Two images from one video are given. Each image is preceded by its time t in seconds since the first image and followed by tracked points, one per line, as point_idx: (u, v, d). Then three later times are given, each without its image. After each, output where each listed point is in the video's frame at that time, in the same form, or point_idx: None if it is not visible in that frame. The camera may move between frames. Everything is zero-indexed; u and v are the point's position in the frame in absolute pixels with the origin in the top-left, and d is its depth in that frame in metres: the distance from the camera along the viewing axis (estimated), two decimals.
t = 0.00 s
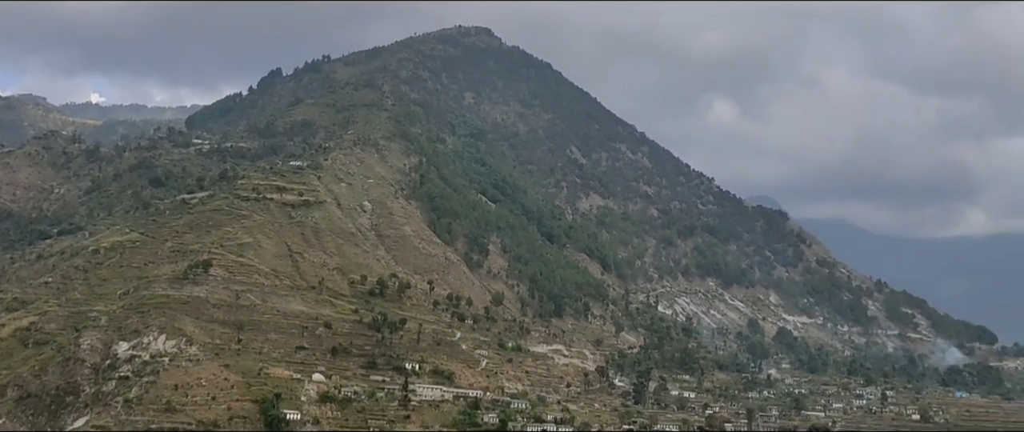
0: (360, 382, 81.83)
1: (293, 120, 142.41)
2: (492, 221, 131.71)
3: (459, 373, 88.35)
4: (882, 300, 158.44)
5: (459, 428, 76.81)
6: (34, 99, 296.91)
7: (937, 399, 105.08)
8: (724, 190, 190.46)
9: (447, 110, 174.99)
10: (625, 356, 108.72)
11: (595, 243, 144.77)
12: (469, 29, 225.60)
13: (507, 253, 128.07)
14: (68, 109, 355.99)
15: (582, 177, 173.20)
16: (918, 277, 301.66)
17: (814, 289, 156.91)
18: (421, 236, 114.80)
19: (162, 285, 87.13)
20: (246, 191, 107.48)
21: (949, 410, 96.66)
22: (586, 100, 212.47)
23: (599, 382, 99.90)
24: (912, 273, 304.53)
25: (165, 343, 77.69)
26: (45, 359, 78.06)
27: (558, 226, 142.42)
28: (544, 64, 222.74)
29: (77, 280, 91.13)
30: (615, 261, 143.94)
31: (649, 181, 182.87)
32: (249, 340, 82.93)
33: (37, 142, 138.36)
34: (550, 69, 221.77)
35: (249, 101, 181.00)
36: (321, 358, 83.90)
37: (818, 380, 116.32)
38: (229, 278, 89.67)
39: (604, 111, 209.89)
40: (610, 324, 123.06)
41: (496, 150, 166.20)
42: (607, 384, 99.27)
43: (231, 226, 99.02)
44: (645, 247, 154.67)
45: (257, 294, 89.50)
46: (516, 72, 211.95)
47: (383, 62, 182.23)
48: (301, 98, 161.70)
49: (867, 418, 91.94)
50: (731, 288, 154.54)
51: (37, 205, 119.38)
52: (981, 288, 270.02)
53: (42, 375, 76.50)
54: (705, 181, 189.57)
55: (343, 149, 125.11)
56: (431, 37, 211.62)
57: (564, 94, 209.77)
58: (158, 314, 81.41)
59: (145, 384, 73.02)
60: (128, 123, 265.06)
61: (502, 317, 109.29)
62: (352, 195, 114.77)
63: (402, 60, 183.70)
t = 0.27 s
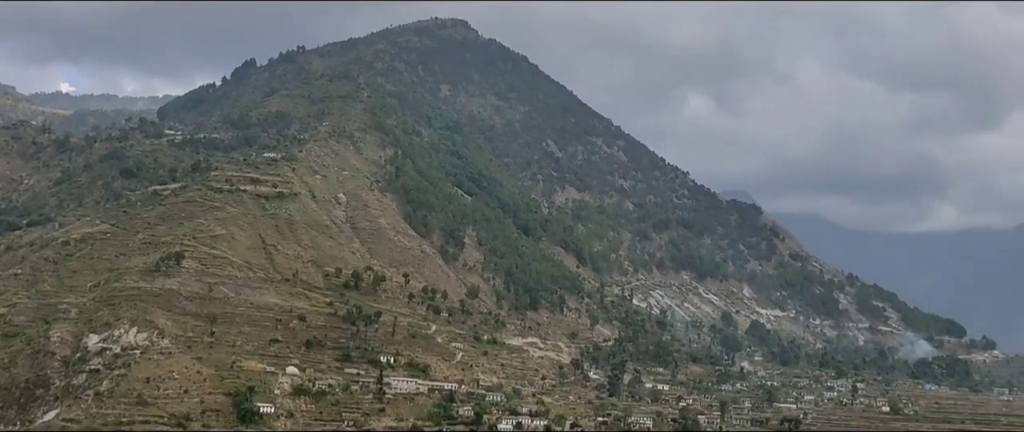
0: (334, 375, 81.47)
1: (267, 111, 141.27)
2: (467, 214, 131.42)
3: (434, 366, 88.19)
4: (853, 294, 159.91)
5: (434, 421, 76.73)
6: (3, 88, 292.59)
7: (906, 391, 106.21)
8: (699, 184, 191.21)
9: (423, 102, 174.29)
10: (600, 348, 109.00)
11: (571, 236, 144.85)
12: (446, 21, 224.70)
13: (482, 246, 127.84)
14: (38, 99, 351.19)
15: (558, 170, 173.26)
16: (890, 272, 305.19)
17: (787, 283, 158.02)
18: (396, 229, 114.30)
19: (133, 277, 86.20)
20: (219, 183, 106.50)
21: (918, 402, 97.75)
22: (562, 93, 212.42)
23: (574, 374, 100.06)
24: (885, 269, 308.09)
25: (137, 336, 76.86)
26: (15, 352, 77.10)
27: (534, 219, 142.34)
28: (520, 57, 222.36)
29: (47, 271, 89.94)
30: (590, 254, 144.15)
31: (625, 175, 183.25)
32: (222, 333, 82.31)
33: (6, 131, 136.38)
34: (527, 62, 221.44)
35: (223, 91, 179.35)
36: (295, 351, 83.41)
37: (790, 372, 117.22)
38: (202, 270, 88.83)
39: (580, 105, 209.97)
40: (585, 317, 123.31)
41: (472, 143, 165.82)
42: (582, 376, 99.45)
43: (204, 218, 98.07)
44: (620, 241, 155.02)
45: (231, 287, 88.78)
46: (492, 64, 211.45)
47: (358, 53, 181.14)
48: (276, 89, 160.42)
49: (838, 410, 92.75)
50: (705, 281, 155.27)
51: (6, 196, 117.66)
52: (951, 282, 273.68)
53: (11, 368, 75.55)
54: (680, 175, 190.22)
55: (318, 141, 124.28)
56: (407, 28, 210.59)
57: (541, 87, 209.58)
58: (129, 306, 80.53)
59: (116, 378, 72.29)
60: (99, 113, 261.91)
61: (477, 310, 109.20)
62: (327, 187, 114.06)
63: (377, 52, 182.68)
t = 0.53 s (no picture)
0: (305, 367, 81.05)
1: (237, 100, 139.92)
2: (440, 205, 131.01)
3: (406, 357, 87.96)
4: (821, 286, 161.50)
5: (406, 412, 76.70)
6: None
7: (872, 382, 107.48)
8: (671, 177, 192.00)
9: (395, 93, 173.45)
10: (571, 340, 109.23)
11: (544, 229, 144.89)
12: (418, 11, 223.59)
13: (455, 238, 127.49)
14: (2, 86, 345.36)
15: (531, 162, 173.23)
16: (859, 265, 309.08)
17: (757, 275, 159.24)
18: (368, 220, 113.72)
19: (100, 268, 85.11)
20: (188, 173, 105.35)
21: (884, 392, 98.90)
22: (535, 85, 212.26)
23: (545, 366, 100.20)
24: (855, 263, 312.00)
25: (104, 328, 75.84)
26: None
27: (507, 211, 142.20)
28: (493, 48, 221.82)
29: (11, 261, 88.48)
30: (563, 246, 144.33)
31: (597, 168, 183.41)
32: (191, 324, 81.60)
33: None
34: (500, 53, 220.94)
35: (192, 80, 177.36)
36: (265, 342, 82.83)
37: (759, 364, 118.19)
38: (170, 261, 87.84)
39: (553, 97, 209.96)
40: (557, 309, 123.53)
41: (444, 134, 165.31)
42: (553, 368, 99.62)
43: (173, 208, 96.95)
44: (592, 233, 155.36)
45: (200, 277, 87.93)
46: (465, 56, 210.77)
47: (330, 43, 179.81)
48: (246, 78, 158.90)
49: (805, 401, 93.63)
50: (676, 274, 156.04)
51: None
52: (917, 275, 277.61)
53: None
54: (652, 168, 190.85)
55: (289, 131, 123.33)
56: (379, 18, 209.31)
57: (514, 79, 209.28)
58: (96, 298, 79.51)
59: (82, 370, 71.43)
60: (66, 101, 257.99)
61: (449, 302, 109.06)
62: (298, 178, 113.20)
63: (349, 42, 181.45)
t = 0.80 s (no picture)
0: (270, 356, 80.25)
1: (201, 86, 137.96)
2: (407, 193, 130.20)
3: (372, 346, 87.38)
4: (784, 276, 163.10)
5: (371, 401, 76.28)
6: None
7: (833, 370, 108.79)
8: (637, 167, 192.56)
9: (362, 80, 172.06)
10: (538, 329, 109.22)
11: (511, 218, 144.66)
12: None
13: (422, 226, 126.77)
14: None
15: (498, 151, 172.84)
16: (823, 254, 313.52)
17: (721, 265, 160.38)
18: (334, 208, 112.73)
19: (59, 255, 83.48)
20: (150, 159, 103.66)
21: (844, 381, 100.11)
22: (504, 74, 211.64)
23: (512, 354, 100.10)
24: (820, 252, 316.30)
25: (63, 315, 74.24)
26: None
27: (474, 200, 141.71)
28: (461, 36, 220.75)
29: None
30: (530, 235, 144.23)
31: (565, 157, 183.29)
32: (153, 313, 80.50)
33: None
34: (468, 41, 219.92)
35: (154, 65, 174.65)
36: (229, 331, 81.83)
37: (723, 352, 119.10)
38: (132, 248, 86.35)
39: (521, 86, 209.49)
40: (524, 298, 123.53)
41: (412, 122, 164.34)
42: (520, 357, 99.57)
43: (134, 195, 95.34)
44: (560, 222, 155.43)
45: (162, 265, 86.66)
46: (433, 43, 209.52)
47: (296, 29, 177.83)
48: (210, 64, 156.73)
49: (768, 389, 94.47)
50: (642, 263, 156.65)
51: None
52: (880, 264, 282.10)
53: None
54: (619, 157, 191.25)
55: (253, 118, 121.86)
56: (346, 5, 207.35)
57: (482, 67, 208.48)
58: (54, 286, 78.08)
59: (41, 359, 70.19)
60: (24, 85, 252.97)
61: (415, 290, 108.64)
62: (263, 165, 111.87)
63: (316, 28, 179.56)
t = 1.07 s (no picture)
0: (232, 345, 79.55)
1: (163, 71, 135.97)
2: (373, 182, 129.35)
3: (336, 336, 86.92)
4: (747, 268, 164.62)
5: (335, 391, 75.84)
6: None
7: (794, 361, 110.12)
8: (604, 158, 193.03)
9: (328, 68, 170.56)
10: (503, 319, 109.24)
11: (477, 208, 144.40)
12: None
13: (388, 216, 126.04)
14: None
15: (465, 141, 172.40)
16: (788, 246, 318.53)
17: (685, 257, 161.58)
18: (299, 197, 111.77)
19: (16, 242, 82.08)
20: (110, 145, 102.02)
21: (804, 371, 101.29)
22: (471, 63, 210.92)
23: (477, 345, 99.98)
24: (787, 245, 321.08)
25: (20, 303, 73.42)
26: None
27: (441, 189, 141.20)
28: (429, 25, 219.54)
29: None
30: (496, 225, 144.11)
31: (532, 148, 183.12)
32: (113, 301, 79.49)
33: None
34: (435, 30, 218.80)
35: (115, 49, 171.78)
36: (191, 320, 80.97)
37: (686, 343, 119.96)
38: (91, 235, 85.11)
39: (488, 76, 208.93)
40: (490, 288, 123.50)
41: (378, 111, 163.29)
42: (485, 347, 99.51)
43: (94, 181, 93.82)
44: (526, 213, 155.45)
45: (122, 253, 85.52)
46: (400, 31, 208.18)
47: (261, 15, 175.75)
48: (173, 48, 154.46)
49: (730, 379, 95.30)
50: (607, 254, 157.25)
51: None
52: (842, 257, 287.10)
53: None
54: (586, 149, 191.53)
55: (217, 104, 120.36)
56: None
57: (449, 56, 207.57)
58: (11, 272, 76.78)
59: None
60: None
61: (381, 280, 108.18)
62: (226, 152, 110.59)
63: (281, 14, 177.56)
